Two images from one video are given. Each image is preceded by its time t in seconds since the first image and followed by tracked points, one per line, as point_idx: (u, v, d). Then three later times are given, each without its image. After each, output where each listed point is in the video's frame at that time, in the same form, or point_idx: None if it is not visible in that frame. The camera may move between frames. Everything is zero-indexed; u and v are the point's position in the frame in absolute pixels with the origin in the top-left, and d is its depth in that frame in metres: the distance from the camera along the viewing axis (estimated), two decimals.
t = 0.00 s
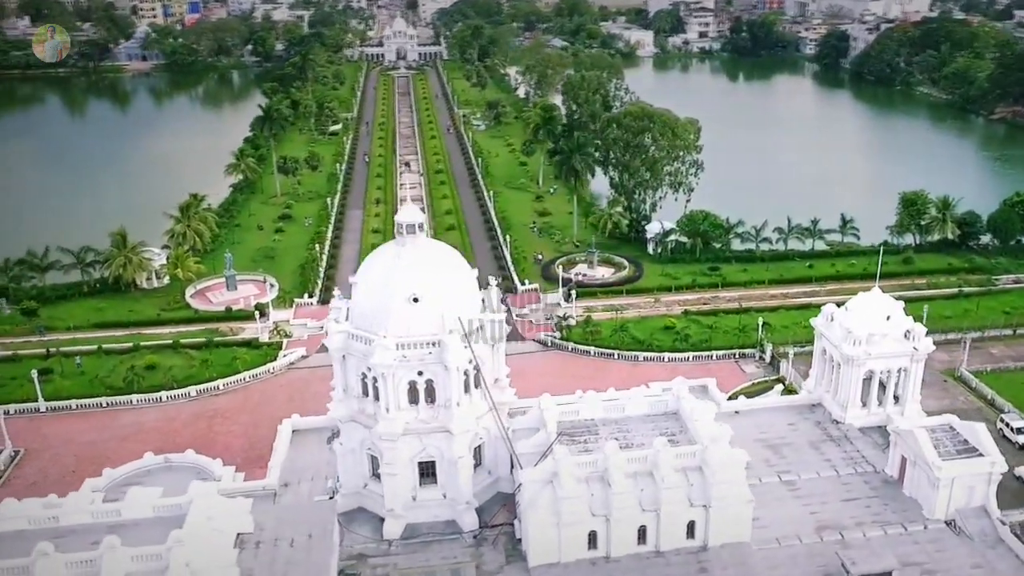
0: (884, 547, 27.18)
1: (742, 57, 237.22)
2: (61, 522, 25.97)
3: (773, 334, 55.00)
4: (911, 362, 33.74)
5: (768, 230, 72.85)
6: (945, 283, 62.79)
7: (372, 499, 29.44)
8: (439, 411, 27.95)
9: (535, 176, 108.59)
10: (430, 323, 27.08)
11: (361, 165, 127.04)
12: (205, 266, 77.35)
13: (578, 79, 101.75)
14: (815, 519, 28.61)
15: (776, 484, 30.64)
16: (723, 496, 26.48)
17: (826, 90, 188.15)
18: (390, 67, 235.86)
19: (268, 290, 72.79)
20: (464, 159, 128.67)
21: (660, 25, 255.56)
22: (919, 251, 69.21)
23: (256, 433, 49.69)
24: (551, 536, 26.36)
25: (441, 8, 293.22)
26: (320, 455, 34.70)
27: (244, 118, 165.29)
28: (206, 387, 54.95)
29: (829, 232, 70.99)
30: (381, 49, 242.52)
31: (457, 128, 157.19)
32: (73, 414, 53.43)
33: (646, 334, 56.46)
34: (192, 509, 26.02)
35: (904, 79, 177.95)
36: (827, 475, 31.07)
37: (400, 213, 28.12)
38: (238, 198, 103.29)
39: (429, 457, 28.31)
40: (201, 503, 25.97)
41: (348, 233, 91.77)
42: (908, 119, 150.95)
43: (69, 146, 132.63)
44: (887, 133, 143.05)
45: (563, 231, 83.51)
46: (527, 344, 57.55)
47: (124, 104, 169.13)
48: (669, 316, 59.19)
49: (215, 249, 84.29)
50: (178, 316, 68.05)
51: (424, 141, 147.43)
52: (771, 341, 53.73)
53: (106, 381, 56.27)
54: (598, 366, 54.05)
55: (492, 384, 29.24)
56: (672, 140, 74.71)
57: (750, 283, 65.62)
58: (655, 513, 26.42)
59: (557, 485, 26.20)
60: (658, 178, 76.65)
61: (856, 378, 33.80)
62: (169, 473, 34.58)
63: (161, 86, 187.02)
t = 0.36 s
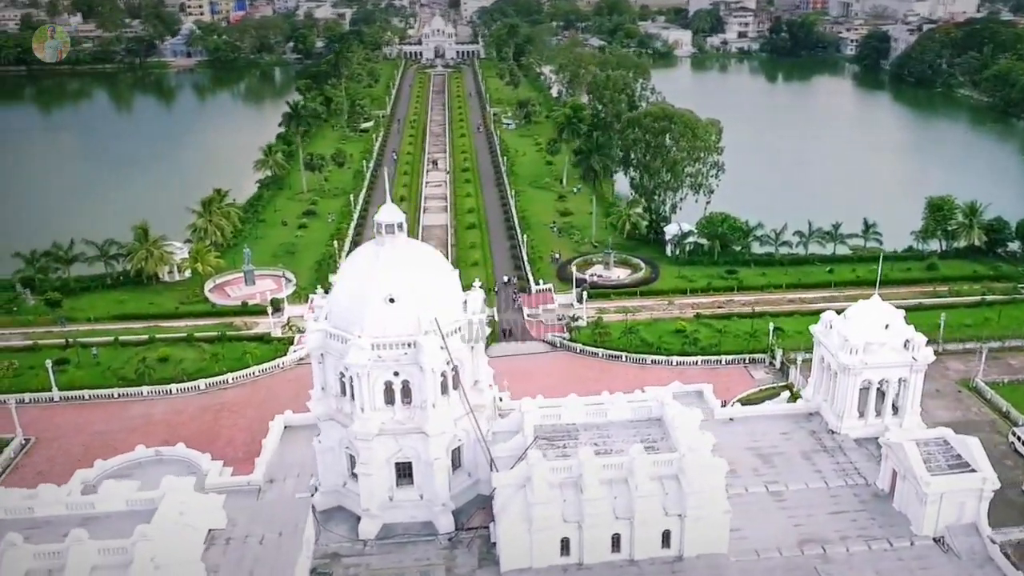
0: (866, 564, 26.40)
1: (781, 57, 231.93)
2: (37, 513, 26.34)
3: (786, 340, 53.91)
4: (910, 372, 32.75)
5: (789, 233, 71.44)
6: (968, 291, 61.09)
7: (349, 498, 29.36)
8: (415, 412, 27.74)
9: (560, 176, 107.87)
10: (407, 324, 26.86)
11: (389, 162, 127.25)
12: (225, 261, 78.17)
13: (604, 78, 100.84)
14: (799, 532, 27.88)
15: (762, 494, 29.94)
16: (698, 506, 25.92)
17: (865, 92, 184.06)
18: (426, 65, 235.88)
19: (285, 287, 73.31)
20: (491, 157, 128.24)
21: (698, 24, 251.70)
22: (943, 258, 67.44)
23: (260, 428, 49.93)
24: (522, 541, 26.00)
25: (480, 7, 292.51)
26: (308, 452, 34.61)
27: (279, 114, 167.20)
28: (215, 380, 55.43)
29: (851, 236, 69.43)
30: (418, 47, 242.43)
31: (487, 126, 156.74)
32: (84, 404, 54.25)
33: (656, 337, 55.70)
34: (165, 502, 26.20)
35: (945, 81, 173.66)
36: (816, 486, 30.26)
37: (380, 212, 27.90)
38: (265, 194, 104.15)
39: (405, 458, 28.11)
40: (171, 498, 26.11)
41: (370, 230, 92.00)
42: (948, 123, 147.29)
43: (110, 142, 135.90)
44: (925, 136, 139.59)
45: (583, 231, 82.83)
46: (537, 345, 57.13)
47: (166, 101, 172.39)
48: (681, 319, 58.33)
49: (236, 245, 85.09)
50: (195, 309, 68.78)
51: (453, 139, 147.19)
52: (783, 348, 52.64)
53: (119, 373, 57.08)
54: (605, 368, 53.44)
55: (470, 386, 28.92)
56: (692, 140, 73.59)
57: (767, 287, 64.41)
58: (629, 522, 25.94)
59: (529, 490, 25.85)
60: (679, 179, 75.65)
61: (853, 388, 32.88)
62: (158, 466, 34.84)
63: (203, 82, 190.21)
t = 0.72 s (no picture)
0: None
1: (817, 58, 226.34)
2: (15, 504, 26.72)
3: (795, 346, 52.98)
4: (908, 383, 31.84)
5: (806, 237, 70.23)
6: (987, 299, 59.52)
7: (329, 496, 29.29)
8: (393, 412, 27.55)
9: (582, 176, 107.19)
10: (385, 323, 26.72)
11: (414, 160, 127.46)
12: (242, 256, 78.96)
13: (628, 78, 100.01)
14: (782, 543, 27.30)
15: (748, 503, 29.37)
16: (674, 514, 25.40)
17: (902, 94, 180.16)
18: (460, 64, 235.37)
19: (300, 282, 73.85)
20: (516, 155, 127.79)
21: (734, 24, 246.94)
22: (965, 265, 65.81)
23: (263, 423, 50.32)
24: (495, 546, 25.68)
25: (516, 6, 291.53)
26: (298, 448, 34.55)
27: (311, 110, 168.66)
28: (224, 374, 55.92)
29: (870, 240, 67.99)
30: (453, 45, 241.55)
31: (515, 125, 156.15)
32: (95, 395, 55.10)
33: (663, 339, 55.04)
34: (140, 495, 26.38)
35: (984, 83, 169.11)
36: (804, 497, 29.56)
37: (362, 211, 27.77)
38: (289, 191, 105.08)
39: (384, 458, 27.99)
40: (147, 492, 26.24)
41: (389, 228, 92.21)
42: (986, 127, 143.59)
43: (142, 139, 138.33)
44: (961, 141, 136.01)
45: (602, 231, 82.24)
46: (545, 345, 56.81)
47: (205, 97, 175.27)
48: (691, 322, 57.59)
49: (256, 239, 85.90)
50: (211, 304, 69.48)
51: (480, 138, 146.71)
52: (791, 352, 51.70)
53: (131, 365, 57.85)
54: (611, 370, 52.91)
55: (451, 387, 28.71)
56: (710, 141, 72.58)
57: (781, 291, 63.37)
58: (603, 528, 25.54)
59: (503, 493, 25.55)
60: (698, 180, 74.73)
61: (847, 397, 32.11)
62: (150, 459, 35.15)
63: (241, 79, 192.93)
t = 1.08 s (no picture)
0: None
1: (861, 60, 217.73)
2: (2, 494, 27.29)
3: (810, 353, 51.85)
4: (908, 395, 30.91)
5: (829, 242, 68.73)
6: (1014, 310, 57.80)
7: (310, 494, 29.31)
8: (371, 413, 27.46)
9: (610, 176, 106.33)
10: (363, 323, 26.62)
11: (444, 158, 127.57)
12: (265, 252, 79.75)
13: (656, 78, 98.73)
14: (764, 556, 26.64)
15: (734, 514, 28.69)
16: (649, 524, 24.92)
17: (947, 98, 175.23)
18: (498, 62, 233.77)
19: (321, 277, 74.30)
20: (547, 154, 127.18)
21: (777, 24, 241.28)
22: (992, 274, 64.02)
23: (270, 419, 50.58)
24: (468, 550, 25.42)
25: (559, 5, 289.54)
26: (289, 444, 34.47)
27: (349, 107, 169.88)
28: (237, 368, 56.46)
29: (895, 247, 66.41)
30: (493, 44, 239.16)
31: (548, 124, 155.32)
32: (111, 385, 56.00)
33: (675, 343, 54.28)
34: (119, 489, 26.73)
35: None
36: (792, 509, 28.81)
37: (345, 211, 27.65)
38: (318, 187, 106.05)
39: (363, 458, 27.91)
40: (126, 484, 26.56)
41: (412, 225, 92.34)
42: None
43: (177, 135, 140.47)
44: (1004, 147, 131.74)
45: (625, 232, 81.52)
46: (556, 346, 56.41)
47: (250, 92, 177.72)
48: (706, 326, 56.77)
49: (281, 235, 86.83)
50: (231, 298, 70.25)
51: (512, 137, 146.05)
52: (805, 360, 50.60)
53: (148, 357, 58.69)
54: (621, 374, 52.24)
55: (432, 388, 28.53)
56: (734, 143, 71.38)
57: (800, 296, 62.18)
58: (576, 536, 25.15)
59: (476, 497, 25.30)
60: (722, 182, 73.53)
61: (844, 408, 31.25)
62: (145, 452, 35.46)
63: (285, 75, 194.98)
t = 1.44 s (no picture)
0: None
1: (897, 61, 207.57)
2: None
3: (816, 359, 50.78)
4: (897, 405, 30.02)
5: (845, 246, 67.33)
6: None
7: (284, 492, 29.27)
8: (343, 413, 27.29)
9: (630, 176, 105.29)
10: (334, 323, 26.43)
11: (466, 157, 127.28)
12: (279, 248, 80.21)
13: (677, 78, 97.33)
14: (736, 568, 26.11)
15: (711, 523, 28.15)
16: (615, 532, 24.45)
17: (986, 101, 170.08)
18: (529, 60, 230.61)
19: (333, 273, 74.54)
20: (570, 153, 126.32)
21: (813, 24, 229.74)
22: (1012, 281, 62.38)
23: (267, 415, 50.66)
24: (433, 554, 25.16)
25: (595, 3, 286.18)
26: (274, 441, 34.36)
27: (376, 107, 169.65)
28: (243, 363, 56.85)
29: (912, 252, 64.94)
30: (525, 43, 233.60)
31: (573, 123, 154.08)
32: (119, 377, 56.69)
33: (680, 347, 53.50)
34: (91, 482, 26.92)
35: None
36: (771, 520, 28.15)
37: (320, 210, 27.49)
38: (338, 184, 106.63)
39: (335, 457, 27.77)
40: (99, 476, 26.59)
41: (428, 222, 92.18)
42: None
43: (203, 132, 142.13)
44: None
45: (640, 233, 80.74)
46: (560, 347, 55.97)
47: (285, 89, 179.24)
48: (712, 330, 55.93)
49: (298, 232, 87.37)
50: (243, 294, 70.76)
51: (536, 136, 145.02)
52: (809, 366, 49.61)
53: (156, 350, 59.30)
54: (623, 376, 51.60)
55: (407, 389, 28.27)
56: (749, 145, 70.13)
57: (812, 301, 61.01)
58: (542, 542, 24.74)
59: (441, 499, 25.06)
60: (738, 184, 72.59)
61: (831, 418, 30.42)
62: (134, 445, 35.70)
63: (320, 72, 195.85)
